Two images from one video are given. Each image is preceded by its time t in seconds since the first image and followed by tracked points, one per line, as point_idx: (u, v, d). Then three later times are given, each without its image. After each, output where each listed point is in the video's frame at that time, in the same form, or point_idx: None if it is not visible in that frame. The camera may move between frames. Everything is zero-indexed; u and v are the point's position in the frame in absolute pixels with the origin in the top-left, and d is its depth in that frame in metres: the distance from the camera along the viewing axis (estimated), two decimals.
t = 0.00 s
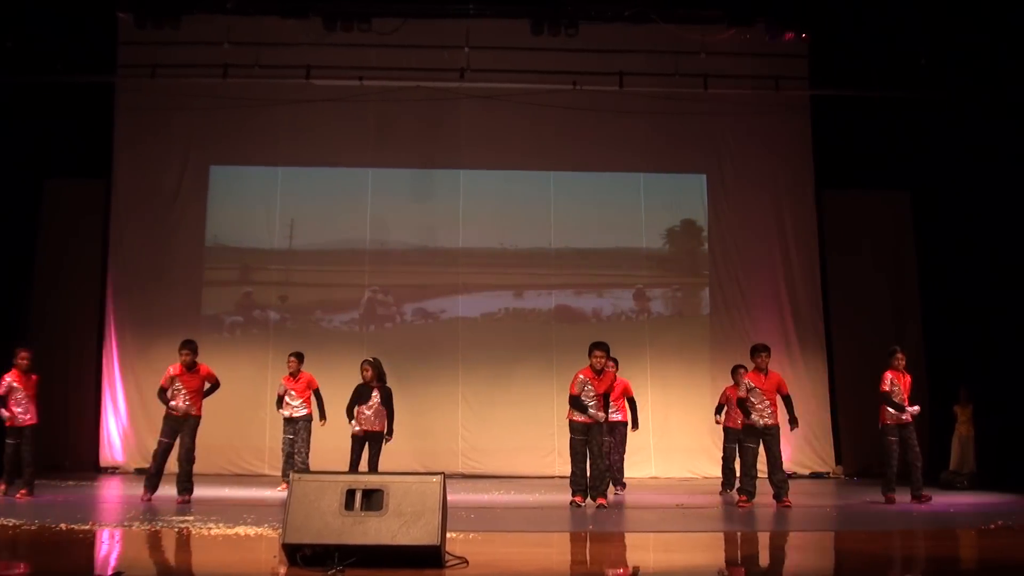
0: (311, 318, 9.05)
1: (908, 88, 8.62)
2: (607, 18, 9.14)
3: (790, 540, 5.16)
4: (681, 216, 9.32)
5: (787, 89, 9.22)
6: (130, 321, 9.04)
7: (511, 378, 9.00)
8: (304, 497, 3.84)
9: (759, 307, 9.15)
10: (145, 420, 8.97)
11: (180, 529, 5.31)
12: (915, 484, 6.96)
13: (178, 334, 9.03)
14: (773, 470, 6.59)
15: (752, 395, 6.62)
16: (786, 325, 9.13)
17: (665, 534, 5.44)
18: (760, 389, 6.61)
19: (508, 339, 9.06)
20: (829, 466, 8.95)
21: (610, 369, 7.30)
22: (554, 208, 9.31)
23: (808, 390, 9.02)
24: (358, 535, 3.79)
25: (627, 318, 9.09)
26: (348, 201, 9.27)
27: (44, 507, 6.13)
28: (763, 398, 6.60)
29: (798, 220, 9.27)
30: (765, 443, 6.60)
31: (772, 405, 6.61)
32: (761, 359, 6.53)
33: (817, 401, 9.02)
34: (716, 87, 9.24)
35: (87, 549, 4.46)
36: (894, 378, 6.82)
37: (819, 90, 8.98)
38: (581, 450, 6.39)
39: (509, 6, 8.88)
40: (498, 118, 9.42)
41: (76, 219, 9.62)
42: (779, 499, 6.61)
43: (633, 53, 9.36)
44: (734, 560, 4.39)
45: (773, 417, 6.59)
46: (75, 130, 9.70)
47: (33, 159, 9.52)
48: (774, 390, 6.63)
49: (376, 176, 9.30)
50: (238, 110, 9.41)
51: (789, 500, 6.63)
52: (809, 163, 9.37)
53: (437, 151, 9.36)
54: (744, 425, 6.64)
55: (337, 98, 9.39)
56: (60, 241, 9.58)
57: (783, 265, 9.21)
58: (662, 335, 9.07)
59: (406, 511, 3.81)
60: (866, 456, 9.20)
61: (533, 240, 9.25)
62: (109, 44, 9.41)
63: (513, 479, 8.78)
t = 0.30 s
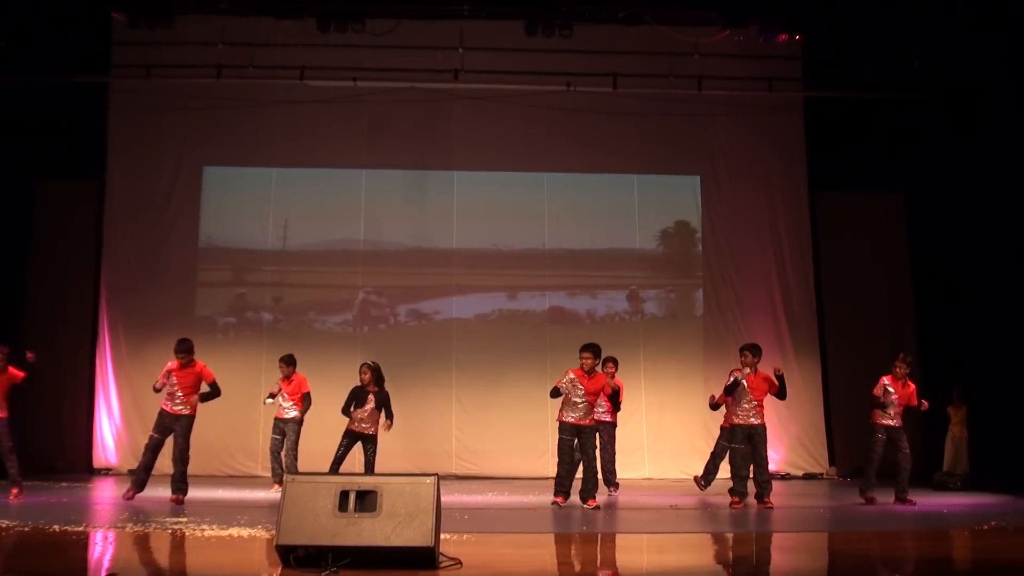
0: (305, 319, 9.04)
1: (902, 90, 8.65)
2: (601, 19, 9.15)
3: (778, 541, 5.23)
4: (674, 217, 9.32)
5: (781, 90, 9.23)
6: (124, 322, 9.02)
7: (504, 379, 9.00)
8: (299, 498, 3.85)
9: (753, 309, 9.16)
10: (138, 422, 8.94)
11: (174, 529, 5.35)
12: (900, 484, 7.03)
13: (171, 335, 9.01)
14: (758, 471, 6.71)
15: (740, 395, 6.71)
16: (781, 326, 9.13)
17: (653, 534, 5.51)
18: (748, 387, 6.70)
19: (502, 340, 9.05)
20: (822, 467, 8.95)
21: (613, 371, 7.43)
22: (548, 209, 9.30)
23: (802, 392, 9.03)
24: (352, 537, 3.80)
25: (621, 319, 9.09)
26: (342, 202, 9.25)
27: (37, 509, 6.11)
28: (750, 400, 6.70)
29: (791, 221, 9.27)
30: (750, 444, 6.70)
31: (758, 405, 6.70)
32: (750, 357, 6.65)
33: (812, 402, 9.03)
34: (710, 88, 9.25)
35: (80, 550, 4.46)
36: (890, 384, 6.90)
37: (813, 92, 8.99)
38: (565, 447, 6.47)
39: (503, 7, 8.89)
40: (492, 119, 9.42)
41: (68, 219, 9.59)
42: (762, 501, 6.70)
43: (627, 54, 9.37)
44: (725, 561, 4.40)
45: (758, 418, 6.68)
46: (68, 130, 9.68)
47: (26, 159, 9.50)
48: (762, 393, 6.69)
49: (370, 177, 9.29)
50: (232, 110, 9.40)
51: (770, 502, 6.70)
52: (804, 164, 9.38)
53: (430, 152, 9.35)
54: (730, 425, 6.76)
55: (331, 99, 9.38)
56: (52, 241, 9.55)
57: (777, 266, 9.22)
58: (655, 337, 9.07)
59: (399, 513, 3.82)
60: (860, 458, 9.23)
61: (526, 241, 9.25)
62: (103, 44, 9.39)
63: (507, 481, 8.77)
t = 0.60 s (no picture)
0: (291, 319, 8.82)
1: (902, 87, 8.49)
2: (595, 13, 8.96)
3: (779, 549, 5.10)
4: (669, 215, 9.15)
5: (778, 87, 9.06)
6: (105, 322, 8.79)
7: (495, 381, 8.81)
8: (286, 502, 3.91)
9: (749, 309, 9.00)
10: (119, 423, 8.71)
11: (157, 535, 5.17)
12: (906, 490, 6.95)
13: (154, 334, 8.78)
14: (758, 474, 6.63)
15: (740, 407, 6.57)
16: (778, 327, 8.97)
17: (644, 540, 5.41)
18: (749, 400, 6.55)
19: (492, 341, 8.86)
20: (821, 471, 8.78)
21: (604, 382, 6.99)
22: (541, 207, 9.12)
23: (800, 394, 8.85)
24: (340, 541, 3.84)
25: (614, 320, 8.90)
26: (330, 200, 9.04)
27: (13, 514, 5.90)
28: (750, 414, 6.56)
29: (789, 220, 9.11)
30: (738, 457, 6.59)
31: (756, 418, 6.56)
32: (756, 372, 6.48)
33: (809, 405, 8.87)
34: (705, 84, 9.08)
35: (57, 557, 4.26)
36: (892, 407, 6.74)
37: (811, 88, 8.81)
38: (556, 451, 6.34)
39: None
40: (483, 114, 9.22)
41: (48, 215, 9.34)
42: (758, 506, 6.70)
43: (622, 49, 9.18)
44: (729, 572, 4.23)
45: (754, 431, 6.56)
46: (49, 124, 9.44)
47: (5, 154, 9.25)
48: (764, 409, 6.55)
49: (358, 173, 9.08)
50: (217, 104, 9.17)
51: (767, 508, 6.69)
52: (801, 162, 9.21)
53: (420, 148, 9.15)
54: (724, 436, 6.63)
55: (319, 93, 9.17)
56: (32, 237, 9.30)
57: (774, 266, 9.05)
58: (649, 337, 8.89)
59: (387, 517, 3.89)
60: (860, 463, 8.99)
61: (518, 240, 9.06)
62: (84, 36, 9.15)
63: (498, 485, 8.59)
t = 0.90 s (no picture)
0: (276, 318, 8.60)
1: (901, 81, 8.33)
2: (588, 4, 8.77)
3: (780, 554, 4.93)
4: (663, 212, 8.96)
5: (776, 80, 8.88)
6: (84, 321, 8.54)
7: (486, 382, 8.60)
8: (270, 505, 3.72)
9: (746, 308, 8.81)
10: (100, 426, 8.47)
11: (137, 541, 4.97)
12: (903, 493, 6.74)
13: (135, 332, 8.54)
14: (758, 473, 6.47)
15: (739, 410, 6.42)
16: (776, 327, 8.79)
17: (641, 544, 5.24)
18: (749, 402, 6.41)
19: (483, 341, 8.65)
20: (819, 474, 8.61)
21: (593, 378, 6.91)
22: (532, 203, 8.93)
23: (798, 395, 8.68)
24: (326, 546, 3.66)
25: (608, 319, 8.71)
26: (317, 197, 8.82)
27: None
28: (750, 418, 6.41)
29: (786, 217, 8.93)
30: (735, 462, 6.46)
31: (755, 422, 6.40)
32: (756, 374, 6.36)
33: (808, 406, 8.68)
34: (701, 77, 8.89)
35: (31, 566, 4.05)
36: (892, 388, 6.67)
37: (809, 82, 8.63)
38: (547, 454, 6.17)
39: None
40: (473, 108, 9.01)
41: (26, 210, 9.08)
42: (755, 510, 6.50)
43: (616, 41, 8.98)
44: None
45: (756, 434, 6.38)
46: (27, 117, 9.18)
47: None
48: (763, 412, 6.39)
49: (346, 168, 8.87)
50: (201, 97, 8.92)
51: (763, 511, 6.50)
52: (798, 157, 9.04)
53: (410, 143, 8.94)
54: (723, 440, 6.47)
55: (305, 85, 8.94)
56: (8, 234, 9.05)
57: (772, 264, 8.87)
58: (643, 337, 8.71)
59: (375, 521, 3.71)
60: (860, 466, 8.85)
61: (510, 237, 8.86)
62: (63, 26, 8.89)
63: (489, 488, 8.39)
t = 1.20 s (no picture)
0: (258, 318, 8.36)
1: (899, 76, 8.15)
2: None
3: (781, 561, 4.74)
4: (656, 210, 8.77)
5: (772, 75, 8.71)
6: (60, 320, 8.29)
7: (474, 384, 8.39)
8: (252, 511, 3.50)
9: (740, 308, 8.63)
10: (76, 429, 8.21)
11: (114, 547, 4.75)
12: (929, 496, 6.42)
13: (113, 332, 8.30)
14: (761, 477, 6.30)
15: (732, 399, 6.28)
16: (771, 327, 8.61)
17: (636, 550, 5.05)
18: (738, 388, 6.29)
19: (472, 342, 8.44)
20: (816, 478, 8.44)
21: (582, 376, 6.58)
22: (522, 201, 8.72)
23: (794, 397, 8.51)
24: (310, 553, 3.44)
25: (599, 319, 8.51)
26: (301, 194, 8.59)
27: None
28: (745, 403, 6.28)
29: (781, 215, 8.75)
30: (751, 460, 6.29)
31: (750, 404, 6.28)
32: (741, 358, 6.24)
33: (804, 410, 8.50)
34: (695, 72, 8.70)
35: None
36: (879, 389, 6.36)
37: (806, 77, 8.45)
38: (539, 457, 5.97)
39: None
40: (462, 102, 8.80)
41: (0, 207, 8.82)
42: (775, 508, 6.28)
43: (608, 34, 8.79)
44: None
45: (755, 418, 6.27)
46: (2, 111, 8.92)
47: None
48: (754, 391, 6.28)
49: (330, 164, 8.64)
50: (181, 90, 8.67)
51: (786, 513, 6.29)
52: (794, 153, 8.86)
53: (397, 138, 8.72)
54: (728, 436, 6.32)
55: (289, 78, 8.71)
56: None
57: (768, 263, 8.69)
58: (635, 338, 8.51)
59: (360, 527, 3.48)
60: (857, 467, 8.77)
61: (499, 236, 8.64)
62: (39, 16, 8.64)
63: (477, 493, 8.18)
